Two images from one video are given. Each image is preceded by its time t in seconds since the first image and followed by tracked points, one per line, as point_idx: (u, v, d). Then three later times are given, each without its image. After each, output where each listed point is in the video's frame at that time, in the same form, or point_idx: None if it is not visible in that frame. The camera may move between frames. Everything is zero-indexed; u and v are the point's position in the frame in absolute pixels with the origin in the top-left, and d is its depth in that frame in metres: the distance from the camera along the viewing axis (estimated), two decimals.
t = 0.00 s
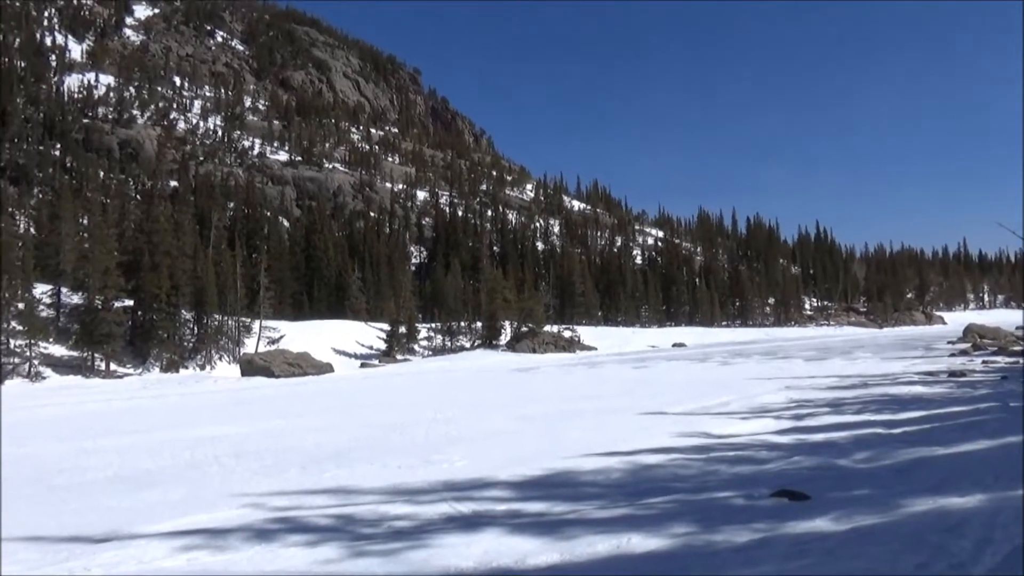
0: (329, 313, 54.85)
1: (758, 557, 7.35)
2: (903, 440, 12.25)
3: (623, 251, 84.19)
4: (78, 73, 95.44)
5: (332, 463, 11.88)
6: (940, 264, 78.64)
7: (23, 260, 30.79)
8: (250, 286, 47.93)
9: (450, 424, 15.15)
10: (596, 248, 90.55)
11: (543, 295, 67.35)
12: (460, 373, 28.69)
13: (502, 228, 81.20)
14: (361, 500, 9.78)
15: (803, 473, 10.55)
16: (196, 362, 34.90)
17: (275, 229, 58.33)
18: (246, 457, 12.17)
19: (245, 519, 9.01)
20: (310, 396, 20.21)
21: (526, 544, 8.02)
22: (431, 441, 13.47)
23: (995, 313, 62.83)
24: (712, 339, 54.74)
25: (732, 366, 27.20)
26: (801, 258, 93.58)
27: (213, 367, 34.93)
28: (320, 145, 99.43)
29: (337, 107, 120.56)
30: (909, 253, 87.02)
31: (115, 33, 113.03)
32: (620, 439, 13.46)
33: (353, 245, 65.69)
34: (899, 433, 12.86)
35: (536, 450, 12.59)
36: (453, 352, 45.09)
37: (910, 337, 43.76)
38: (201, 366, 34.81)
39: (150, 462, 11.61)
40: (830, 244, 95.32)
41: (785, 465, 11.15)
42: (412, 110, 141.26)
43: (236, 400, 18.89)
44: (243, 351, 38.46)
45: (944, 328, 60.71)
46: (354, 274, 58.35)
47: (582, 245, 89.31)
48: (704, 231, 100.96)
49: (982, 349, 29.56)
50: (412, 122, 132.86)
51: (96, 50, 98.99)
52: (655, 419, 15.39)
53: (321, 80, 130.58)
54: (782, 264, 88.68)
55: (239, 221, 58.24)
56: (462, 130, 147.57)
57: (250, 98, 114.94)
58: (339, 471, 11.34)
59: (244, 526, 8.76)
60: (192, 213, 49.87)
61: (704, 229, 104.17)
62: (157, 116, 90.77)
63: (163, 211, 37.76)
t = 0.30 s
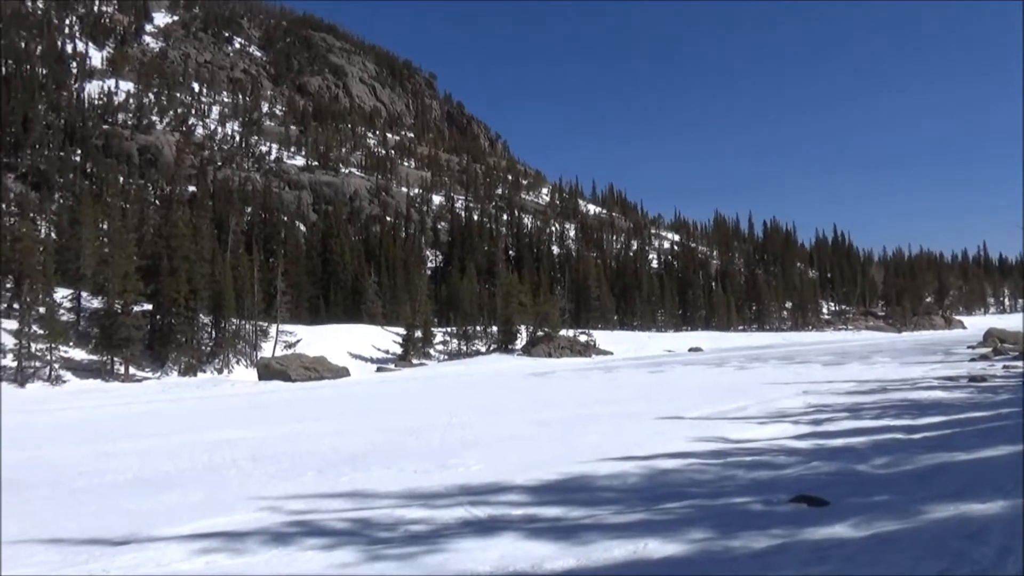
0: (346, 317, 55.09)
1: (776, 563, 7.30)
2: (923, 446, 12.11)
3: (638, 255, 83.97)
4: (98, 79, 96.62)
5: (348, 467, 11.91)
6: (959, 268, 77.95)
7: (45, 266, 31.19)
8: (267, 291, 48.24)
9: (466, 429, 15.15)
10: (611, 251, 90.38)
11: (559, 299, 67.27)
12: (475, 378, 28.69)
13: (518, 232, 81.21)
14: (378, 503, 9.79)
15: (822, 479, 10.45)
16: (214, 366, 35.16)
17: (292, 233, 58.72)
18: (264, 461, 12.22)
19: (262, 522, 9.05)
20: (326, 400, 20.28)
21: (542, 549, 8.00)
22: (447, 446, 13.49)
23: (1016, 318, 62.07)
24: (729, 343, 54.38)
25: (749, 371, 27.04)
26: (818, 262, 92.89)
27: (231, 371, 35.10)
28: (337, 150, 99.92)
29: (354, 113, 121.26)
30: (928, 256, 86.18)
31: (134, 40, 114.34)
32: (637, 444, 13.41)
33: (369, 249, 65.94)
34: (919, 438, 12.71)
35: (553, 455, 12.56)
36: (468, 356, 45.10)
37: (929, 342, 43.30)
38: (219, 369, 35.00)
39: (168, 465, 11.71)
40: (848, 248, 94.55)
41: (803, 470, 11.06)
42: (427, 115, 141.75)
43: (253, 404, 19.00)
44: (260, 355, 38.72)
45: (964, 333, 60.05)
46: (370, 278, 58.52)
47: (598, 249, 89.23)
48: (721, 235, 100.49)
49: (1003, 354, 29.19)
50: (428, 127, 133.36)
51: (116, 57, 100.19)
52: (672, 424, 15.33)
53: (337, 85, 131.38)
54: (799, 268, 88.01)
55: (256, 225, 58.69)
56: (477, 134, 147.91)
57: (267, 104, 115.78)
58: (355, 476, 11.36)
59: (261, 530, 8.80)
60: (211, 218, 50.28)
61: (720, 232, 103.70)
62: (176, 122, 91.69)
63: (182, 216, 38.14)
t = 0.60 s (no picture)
0: (361, 320, 55.41)
1: (795, 568, 7.24)
2: (943, 450, 11.98)
3: (654, 258, 83.76)
4: (118, 86, 97.83)
5: (364, 469, 11.95)
6: (979, 272, 77.22)
7: (66, 269, 31.56)
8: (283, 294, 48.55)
9: (481, 432, 15.16)
10: (627, 255, 90.17)
11: (575, 302, 67.18)
12: (490, 381, 28.69)
13: (533, 236, 81.20)
14: (395, 506, 9.81)
15: (841, 485, 10.36)
16: (232, 369, 35.34)
17: (308, 236, 59.17)
18: (280, 464, 12.26)
19: (279, 524, 9.09)
20: (342, 403, 20.36)
21: (557, 553, 8.00)
22: (463, 449, 13.49)
23: None
24: (745, 348, 54.04)
25: (766, 375, 26.86)
26: (836, 265, 92.08)
27: (248, 374, 35.26)
28: (353, 155, 100.39)
29: (370, 117, 121.87)
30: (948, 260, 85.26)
31: (154, 46, 115.59)
32: (652, 448, 13.37)
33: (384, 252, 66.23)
34: (938, 443, 12.57)
35: (568, 458, 12.55)
36: (484, 360, 45.16)
37: (948, 346, 42.80)
38: (236, 373, 35.16)
39: (186, 467, 11.81)
40: (866, 251, 93.76)
41: (821, 475, 10.99)
42: (443, 119, 142.21)
43: (269, 407, 19.13)
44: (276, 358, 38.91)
45: (985, 337, 59.35)
46: (386, 281, 58.68)
47: (614, 252, 89.06)
48: (737, 239, 100.03)
49: None
50: (444, 131, 133.77)
51: (135, 63, 101.52)
52: (689, 428, 15.26)
53: (353, 90, 132.19)
54: (816, 272, 87.35)
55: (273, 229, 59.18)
56: (493, 138, 148.18)
57: (284, 109, 116.56)
58: (371, 478, 11.40)
59: (278, 532, 8.84)
60: (229, 222, 50.71)
61: (736, 236, 103.22)
62: (194, 127, 92.56)
63: (201, 221, 38.52)
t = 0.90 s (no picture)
0: (379, 323, 55.70)
1: None
2: (967, 458, 11.80)
3: (672, 262, 83.41)
4: (141, 90, 99.17)
5: (382, 472, 11.98)
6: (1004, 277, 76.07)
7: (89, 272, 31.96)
8: (303, 297, 48.94)
9: (499, 435, 15.16)
10: (646, 259, 89.89)
11: (592, 306, 67.03)
12: (509, 385, 28.69)
13: (551, 239, 81.22)
14: (412, 509, 9.83)
15: (863, 492, 10.24)
16: (252, 371, 35.62)
17: (327, 239, 59.64)
18: (298, 466, 12.33)
19: (298, 525, 9.13)
20: (361, 405, 20.47)
21: (576, 558, 7.98)
22: (481, 452, 13.49)
23: None
24: (765, 353, 53.64)
25: (786, 381, 26.62)
26: (857, 270, 91.16)
27: (267, 377, 35.52)
28: (372, 158, 100.85)
29: (389, 121, 122.42)
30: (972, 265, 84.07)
31: (176, 51, 116.74)
32: (670, 453, 13.31)
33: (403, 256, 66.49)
34: (962, 450, 12.40)
35: (586, 463, 12.51)
36: (501, 363, 45.22)
37: (972, 352, 42.19)
38: (256, 375, 35.42)
39: (206, 468, 11.90)
40: (888, 256, 92.75)
41: (842, 482, 10.88)
42: (462, 122, 142.62)
43: (289, 409, 19.28)
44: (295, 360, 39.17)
45: (1009, 344, 58.44)
46: (405, 284, 58.83)
47: (632, 256, 88.83)
48: (757, 243, 99.36)
49: None
50: (462, 135, 134.13)
51: (158, 67, 102.90)
52: (707, 433, 15.17)
53: (373, 94, 132.94)
54: (838, 276, 86.46)
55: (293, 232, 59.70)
56: (511, 141, 148.35)
57: (304, 112, 117.34)
58: (389, 480, 11.43)
59: (297, 534, 8.89)
60: (249, 225, 51.20)
61: (756, 240, 102.47)
62: (216, 130, 93.40)
63: (221, 223, 38.93)
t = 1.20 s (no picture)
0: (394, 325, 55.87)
1: None
2: (986, 465, 11.66)
3: (687, 266, 83.13)
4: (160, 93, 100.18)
5: (396, 474, 12.01)
6: None
7: (107, 273, 32.24)
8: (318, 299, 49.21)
9: (513, 438, 15.16)
10: (660, 262, 89.68)
11: (607, 309, 66.86)
12: (523, 388, 28.67)
13: (566, 242, 81.25)
14: (426, 511, 9.84)
15: (880, 498, 10.15)
16: (267, 372, 35.79)
17: (342, 241, 59.99)
18: (313, 467, 12.37)
19: (313, 527, 9.17)
20: (375, 407, 20.54)
21: (590, 562, 7.96)
22: (495, 455, 13.50)
23: None
24: (780, 357, 53.32)
25: (802, 385, 26.43)
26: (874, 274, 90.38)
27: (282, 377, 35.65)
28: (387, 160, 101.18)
29: (404, 124, 122.86)
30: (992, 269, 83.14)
31: (194, 54, 117.84)
32: (685, 457, 13.26)
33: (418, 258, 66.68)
34: (981, 456, 12.25)
35: (600, 466, 12.48)
36: (515, 366, 45.27)
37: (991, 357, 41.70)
38: (272, 376, 35.55)
39: (222, 468, 11.98)
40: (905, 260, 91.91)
41: (859, 488, 10.78)
42: (477, 124, 142.91)
43: (305, 410, 19.37)
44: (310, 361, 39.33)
45: None
46: (419, 286, 58.92)
47: (646, 259, 88.62)
48: (773, 246, 98.81)
49: None
50: (477, 137, 134.34)
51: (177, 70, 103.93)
52: (722, 437, 15.09)
53: (388, 97, 133.46)
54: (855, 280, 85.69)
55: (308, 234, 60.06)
56: (526, 144, 148.47)
57: (320, 115, 118.04)
58: (403, 482, 11.45)
59: (312, 534, 8.93)
60: (265, 227, 51.54)
61: (772, 244, 101.87)
62: (232, 133, 94.15)
63: (237, 225, 39.21)
